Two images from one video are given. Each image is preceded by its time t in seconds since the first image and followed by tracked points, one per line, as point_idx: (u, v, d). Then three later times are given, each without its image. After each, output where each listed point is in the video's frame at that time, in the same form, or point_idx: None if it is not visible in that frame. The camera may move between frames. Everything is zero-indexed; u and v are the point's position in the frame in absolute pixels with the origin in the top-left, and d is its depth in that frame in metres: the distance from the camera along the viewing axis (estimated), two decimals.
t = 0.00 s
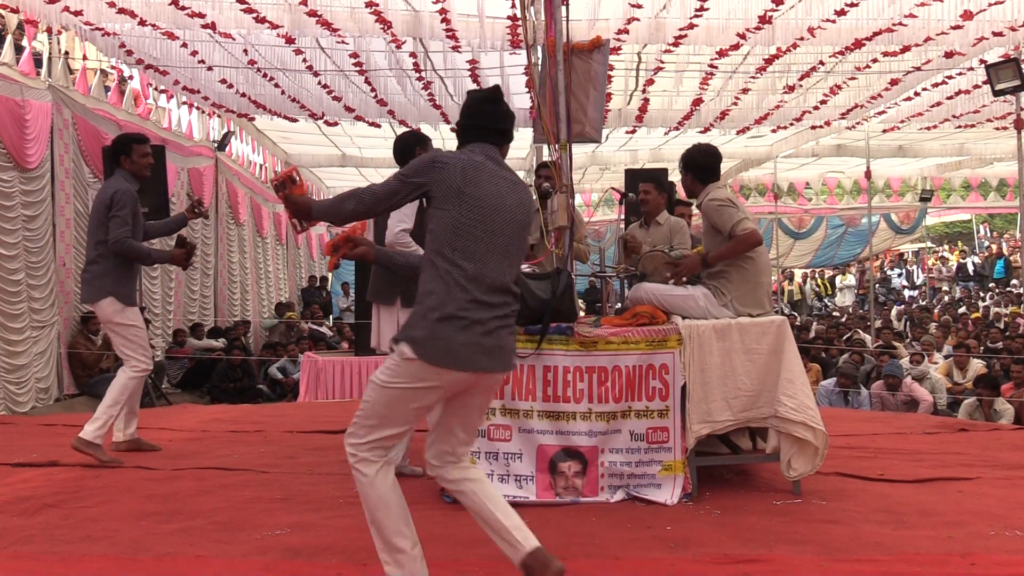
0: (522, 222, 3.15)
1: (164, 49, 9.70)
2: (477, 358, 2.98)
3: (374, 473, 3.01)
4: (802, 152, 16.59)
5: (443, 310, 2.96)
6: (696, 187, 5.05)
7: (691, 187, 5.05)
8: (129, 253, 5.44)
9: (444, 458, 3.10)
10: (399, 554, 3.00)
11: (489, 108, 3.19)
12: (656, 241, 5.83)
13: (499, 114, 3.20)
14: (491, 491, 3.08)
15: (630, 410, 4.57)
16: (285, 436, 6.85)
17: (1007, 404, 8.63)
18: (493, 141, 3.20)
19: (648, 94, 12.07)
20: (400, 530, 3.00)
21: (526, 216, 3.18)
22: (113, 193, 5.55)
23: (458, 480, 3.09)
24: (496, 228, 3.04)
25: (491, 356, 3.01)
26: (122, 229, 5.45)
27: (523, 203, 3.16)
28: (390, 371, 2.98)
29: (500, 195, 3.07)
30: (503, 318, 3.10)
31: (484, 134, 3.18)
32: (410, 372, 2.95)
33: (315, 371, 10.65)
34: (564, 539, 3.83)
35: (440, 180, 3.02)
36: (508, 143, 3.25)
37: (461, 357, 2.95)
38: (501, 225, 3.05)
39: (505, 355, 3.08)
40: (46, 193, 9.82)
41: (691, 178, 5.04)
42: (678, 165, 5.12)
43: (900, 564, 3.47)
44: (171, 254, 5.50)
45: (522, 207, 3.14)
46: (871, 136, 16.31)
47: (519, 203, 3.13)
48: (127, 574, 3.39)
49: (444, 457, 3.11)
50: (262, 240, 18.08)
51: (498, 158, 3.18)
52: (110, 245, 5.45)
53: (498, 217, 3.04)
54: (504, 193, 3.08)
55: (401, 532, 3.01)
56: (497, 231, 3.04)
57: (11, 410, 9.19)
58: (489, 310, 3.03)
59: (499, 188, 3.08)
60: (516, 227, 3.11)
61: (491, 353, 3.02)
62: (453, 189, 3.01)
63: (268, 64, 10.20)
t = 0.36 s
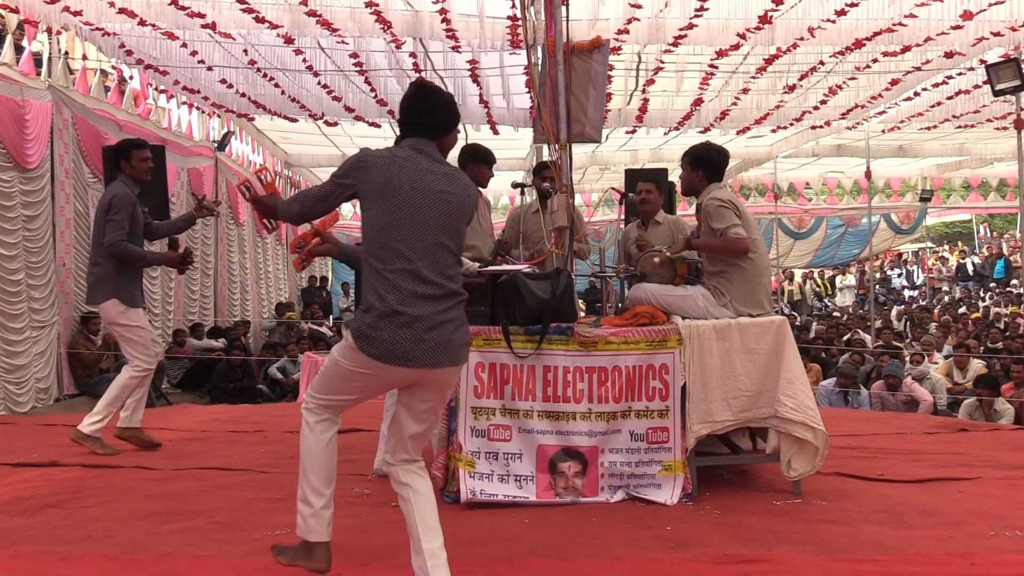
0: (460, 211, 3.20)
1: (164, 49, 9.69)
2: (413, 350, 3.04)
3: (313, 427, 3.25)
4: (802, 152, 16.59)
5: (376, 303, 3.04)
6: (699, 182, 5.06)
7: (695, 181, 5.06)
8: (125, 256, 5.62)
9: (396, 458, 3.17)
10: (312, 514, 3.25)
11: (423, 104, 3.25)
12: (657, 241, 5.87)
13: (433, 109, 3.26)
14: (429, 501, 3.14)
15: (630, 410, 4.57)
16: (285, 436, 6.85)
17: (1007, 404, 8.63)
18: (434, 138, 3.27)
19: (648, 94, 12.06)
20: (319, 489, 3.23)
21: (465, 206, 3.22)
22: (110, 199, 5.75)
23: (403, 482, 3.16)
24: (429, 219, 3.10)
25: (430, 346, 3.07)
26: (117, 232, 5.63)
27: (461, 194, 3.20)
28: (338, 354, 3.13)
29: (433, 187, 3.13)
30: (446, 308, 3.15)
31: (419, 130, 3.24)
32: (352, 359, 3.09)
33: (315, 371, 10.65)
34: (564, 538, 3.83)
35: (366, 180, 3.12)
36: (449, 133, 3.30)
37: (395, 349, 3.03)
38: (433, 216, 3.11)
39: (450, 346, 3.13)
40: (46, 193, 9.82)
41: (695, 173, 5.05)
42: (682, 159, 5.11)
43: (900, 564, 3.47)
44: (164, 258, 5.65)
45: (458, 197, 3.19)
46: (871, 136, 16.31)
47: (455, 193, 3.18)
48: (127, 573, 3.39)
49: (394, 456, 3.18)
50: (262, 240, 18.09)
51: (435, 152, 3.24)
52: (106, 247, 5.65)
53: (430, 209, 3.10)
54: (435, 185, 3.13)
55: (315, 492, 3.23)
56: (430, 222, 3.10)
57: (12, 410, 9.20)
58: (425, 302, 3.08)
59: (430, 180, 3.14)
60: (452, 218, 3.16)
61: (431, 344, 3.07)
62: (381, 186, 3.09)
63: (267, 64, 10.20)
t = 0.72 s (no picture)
0: (391, 219, 3.21)
1: (164, 49, 9.70)
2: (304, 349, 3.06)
3: (262, 463, 3.25)
4: (802, 152, 16.60)
5: (285, 299, 3.12)
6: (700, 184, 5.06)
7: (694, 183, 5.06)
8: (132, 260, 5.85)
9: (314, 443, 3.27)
10: (288, 542, 3.17)
11: (375, 108, 3.31)
12: (655, 240, 5.94)
13: (383, 116, 3.31)
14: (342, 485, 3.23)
15: (630, 411, 4.57)
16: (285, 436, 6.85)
17: (1007, 404, 8.63)
18: (380, 141, 3.34)
19: (648, 94, 12.07)
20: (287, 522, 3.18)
21: (399, 215, 3.24)
22: (118, 205, 5.98)
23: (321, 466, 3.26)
24: (352, 224, 3.13)
25: (322, 347, 3.07)
26: (124, 238, 5.86)
27: (395, 203, 3.23)
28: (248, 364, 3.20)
29: (362, 192, 3.17)
30: (355, 315, 3.15)
31: (370, 134, 3.31)
32: (259, 367, 3.16)
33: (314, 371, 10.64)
34: (564, 538, 3.84)
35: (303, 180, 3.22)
36: (398, 133, 3.36)
37: (289, 343, 3.07)
38: (356, 222, 3.14)
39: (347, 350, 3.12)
40: (46, 193, 9.82)
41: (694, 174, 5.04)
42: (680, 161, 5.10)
43: (900, 564, 3.47)
44: (167, 260, 5.74)
45: (389, 205, 3.21)
46: (871, 137, 16.32)
47: (388, 202, 3.21)
48: (126, 573, 3.39)
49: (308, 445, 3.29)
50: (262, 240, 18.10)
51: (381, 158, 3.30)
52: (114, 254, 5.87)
53: (355, 213, 3.14)
54: (366, 191, 3.18)
55: (286, 522, 3.18)
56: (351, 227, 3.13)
57: (12, 410, 9.20)
58: (332, 301, 3.10)
59: (364, 185, 3.18)
60: (381, 226, 3.18)
61: (323, 345, 3.07)
62: (315, 186, 3.18)
63: (267, 64, 10.20)
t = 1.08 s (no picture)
0: (323, 207, 3.25)
1: (164, 49, 9.70)
2: (251, 342, 3.12)
3: (214, 447, 3.27)
4: (802, 152, 16.60)
5: (226, 296, 3.19)
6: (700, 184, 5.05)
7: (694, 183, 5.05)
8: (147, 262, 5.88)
9: (298, 449, 3.25)
10: (225, 529, 3.27)
11: (305, 100, 3.29)
12: (655, 241, 5.93)
13: (316, 106, 3.30)
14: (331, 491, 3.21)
15: (630, 410, 4.57)
16: (285, 436, 6.85)
17: (1007, 404, 8.62)
18: (317, 137, 3.33)
19: (648, 94, 12.07)
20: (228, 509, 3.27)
21: (331, 202, 3.27)
22: (139, 204, 6.00)
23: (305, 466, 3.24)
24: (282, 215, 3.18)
25: (267, 339, 3.12)
26: (143, 237, 5.90)
27: (327, 190, 3.25)
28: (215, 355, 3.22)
29: (291, 184, 3.20)
30: (297, 305, 3.20)
31: (304, 129, 3.31)
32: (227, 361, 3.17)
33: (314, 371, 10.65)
34: (564, 538, 3.84)
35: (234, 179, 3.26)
36: (335, 127, 3.35)
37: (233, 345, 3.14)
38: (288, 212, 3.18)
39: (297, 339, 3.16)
40: (46, 193, 9.82)
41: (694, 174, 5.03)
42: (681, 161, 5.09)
43: (899, 564, 3.47)
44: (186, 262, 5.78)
45: (320, 192, 3.24)
46: (871, 136, 16.31)
47: (319, 191, 3.24)
48: (126, 573, 3.39)
49: (292, 448, 3.27)
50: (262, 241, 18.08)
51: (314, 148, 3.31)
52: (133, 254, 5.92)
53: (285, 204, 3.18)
54: (295, 183, 3.21)
55: (225, 509, 3.27)
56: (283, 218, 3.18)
57: (12, 410, 9.20)
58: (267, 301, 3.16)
59: (291, 176, 3.21)
60: (312, 215, 3.22)
61: (270, 338, 3.12)
62: (245, 186, 3.21)
63: (267, 64, 10.20)
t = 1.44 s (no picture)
0: (267, 205, 3.23)
1: (164, 49, 9.69)
2: (175, 329, 3.13)
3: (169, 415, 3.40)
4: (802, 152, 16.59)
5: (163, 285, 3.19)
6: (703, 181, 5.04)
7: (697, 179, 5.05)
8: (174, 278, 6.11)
9: (231, 432, 3.28)
10: (183, 489, 3.38)
11: (260, 98, 3.34)
12: (654, 241, 5.88)
13: (268, 103, 3.34)
14: (255, 477, 3.26)
15: (630, 411, 4.57)
16: (284, 436, 6.85)
17: (1007, 404, 8.62)
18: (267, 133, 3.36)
19: (648, 94, 12.08)
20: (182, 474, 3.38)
21: (275, 200, 3.25)
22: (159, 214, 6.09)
23: (235, 450, 3.29)
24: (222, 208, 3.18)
25: (191, 328, 3.13)
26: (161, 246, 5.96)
27: (271, 188, 3.24)
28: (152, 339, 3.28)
29: (235, 179, 3.21)
30: (232, 296, 3.18)
31: (256, 125, 3.34)
32: (159, 346, 3.23)
33: (315, 372, 10.66)
34: (563, 538, 3.83)
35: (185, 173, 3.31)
36: (284, 125, 3.37)
37: (167, 331, 3.15)
38: (227, 205, 3.19)
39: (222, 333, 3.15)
40: (46, 193, 9.82)
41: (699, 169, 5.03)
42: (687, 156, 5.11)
43: (899, 564, 3.47)
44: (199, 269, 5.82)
45: (264, 189, 3.23)
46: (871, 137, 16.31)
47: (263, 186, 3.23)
48: (125, 573, 3.39)
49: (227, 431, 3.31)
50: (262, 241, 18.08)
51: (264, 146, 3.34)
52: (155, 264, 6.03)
53: (226, 197, 3.19)
54: (238, 175, 3.22)
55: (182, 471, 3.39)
56: (220, 212, 3.18)
57: (12, 410, 9.20)
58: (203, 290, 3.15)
59: (236, 171, 3.23)
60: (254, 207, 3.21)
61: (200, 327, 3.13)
62: (192, 178, 3.25)
63: (267, 64, 10.19)
